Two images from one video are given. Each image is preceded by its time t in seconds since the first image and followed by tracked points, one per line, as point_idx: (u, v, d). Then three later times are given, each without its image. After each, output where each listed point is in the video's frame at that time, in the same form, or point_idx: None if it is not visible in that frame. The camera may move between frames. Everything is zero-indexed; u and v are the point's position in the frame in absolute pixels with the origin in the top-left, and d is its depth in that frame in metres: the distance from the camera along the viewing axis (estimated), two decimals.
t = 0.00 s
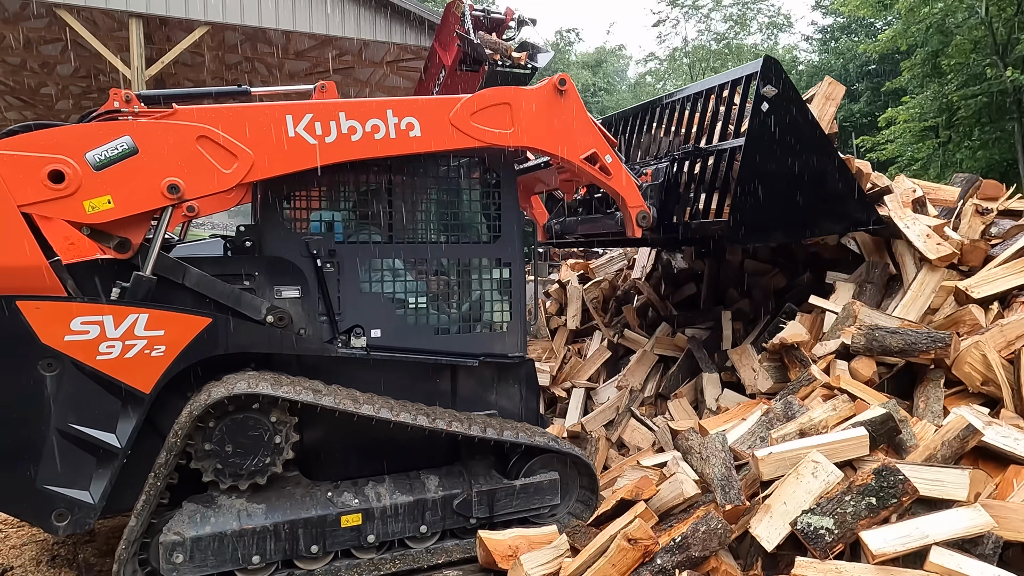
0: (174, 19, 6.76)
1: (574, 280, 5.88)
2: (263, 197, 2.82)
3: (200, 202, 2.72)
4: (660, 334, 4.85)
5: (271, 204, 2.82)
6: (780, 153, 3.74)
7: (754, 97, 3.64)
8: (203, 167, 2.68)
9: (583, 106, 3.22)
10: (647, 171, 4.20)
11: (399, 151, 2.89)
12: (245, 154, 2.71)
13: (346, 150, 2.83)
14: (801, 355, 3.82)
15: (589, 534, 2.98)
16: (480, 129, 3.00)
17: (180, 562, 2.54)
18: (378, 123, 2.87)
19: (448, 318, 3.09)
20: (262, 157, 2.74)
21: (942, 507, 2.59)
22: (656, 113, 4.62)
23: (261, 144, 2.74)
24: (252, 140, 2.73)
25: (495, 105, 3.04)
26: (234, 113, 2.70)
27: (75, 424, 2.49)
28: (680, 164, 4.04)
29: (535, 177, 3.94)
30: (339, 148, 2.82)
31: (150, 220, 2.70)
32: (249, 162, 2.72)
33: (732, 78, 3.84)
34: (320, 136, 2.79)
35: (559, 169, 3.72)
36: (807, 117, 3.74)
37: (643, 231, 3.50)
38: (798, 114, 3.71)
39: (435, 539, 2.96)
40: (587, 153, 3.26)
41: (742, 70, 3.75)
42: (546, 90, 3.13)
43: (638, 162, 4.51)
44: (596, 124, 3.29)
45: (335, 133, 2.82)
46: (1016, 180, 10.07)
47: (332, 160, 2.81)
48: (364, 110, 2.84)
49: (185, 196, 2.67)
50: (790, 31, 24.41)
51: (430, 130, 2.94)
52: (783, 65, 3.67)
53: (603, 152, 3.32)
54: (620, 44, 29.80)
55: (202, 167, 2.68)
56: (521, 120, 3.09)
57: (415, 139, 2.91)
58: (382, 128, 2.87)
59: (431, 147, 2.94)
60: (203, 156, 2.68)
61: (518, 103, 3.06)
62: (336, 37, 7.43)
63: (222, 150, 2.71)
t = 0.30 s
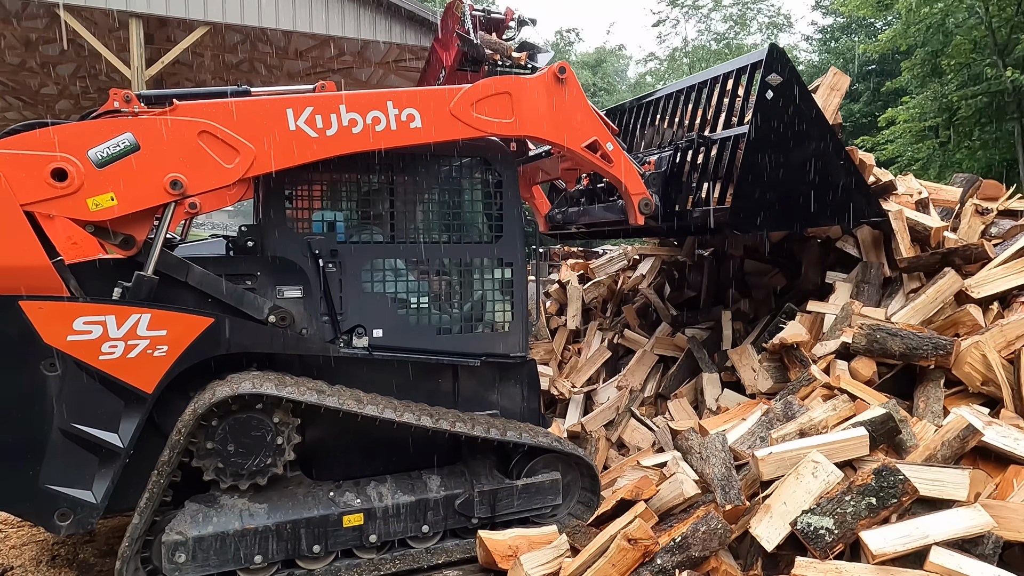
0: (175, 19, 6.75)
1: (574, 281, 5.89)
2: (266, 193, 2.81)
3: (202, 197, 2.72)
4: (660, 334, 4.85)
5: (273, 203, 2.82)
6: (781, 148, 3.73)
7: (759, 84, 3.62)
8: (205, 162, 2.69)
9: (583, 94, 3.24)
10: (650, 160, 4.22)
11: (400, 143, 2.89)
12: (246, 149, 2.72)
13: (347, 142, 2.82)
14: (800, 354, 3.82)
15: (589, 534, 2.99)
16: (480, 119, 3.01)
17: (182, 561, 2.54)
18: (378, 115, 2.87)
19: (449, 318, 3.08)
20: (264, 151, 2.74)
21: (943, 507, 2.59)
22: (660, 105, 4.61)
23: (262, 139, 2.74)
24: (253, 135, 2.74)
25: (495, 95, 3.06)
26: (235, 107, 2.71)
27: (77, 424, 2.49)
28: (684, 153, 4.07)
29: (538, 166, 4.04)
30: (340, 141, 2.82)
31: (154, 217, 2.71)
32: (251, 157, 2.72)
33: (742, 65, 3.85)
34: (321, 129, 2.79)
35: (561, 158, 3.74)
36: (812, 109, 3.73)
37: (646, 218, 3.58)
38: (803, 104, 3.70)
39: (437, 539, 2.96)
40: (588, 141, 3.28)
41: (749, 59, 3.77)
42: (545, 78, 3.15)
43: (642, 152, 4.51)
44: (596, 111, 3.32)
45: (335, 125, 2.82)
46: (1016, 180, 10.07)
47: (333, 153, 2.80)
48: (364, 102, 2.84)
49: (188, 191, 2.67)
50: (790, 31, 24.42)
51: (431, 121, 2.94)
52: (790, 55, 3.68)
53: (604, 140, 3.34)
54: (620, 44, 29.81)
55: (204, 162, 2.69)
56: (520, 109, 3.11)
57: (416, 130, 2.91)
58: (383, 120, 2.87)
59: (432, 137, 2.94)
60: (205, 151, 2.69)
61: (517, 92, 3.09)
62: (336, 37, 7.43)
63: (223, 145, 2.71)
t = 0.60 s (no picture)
0: (174, 19, 6.74)
1: (575, 281, 5.89)
2: (268, 190, 2.82)
3: (203, 194, 2.72)
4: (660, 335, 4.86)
5: (275, 203, 2.82)
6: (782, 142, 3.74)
7: (764, 74, 3.66)
8: (207, 157, 2.69)
9: (582, 83, 3.26)
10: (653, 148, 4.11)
11: (402, 135, 2.88)
12: (248, 143, 2.72)
13: (347, 135, 2.82)
14: (801, 354, 3.83)
15: (590, 535, 2.99)
16: (481, 109, 3.02)
17: (185, 561, 2.55)
18: (379, 108, 2.86)
19: (452, 318, 3.08)
20: (266, 146, 2.74)
21: (942, 506, 2.60)
22: (663, 99, 4.63)
23: (264, 133, 2.75)
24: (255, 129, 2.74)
25: (495, 86, 3.07)
26: (236, 102, 2.71)
27: (80, 424, 2.49)
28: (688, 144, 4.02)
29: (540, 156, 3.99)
30: (342, 134, 2.82)
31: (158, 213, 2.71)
32: (253, 151, 2.73)
33: (742, 57, 3.93)
34: (321, 123, 2.79)
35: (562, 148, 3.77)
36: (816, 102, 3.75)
37: (647, 206, 3.58)
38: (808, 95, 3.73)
39: (439, 538, 2.96)
40: (589, 130, 3.31)
41: (753, 51, 3.83)
42: (546, 68, 3.15)
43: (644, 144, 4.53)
44: (595, 100, 3.32)
45: (336, 119, 2.81)
46: (1017, 180, 10.06)
47: (334, 146, 2.80)
48: (365, 95, 2.84)
49: (192, 187, 2.68)
50: (790, 31, 24.40)
51: (432, 113, 2.94)
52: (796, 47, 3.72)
53: (605, 129, 3.36)
54: (620, 44, 29.81)
55: (207, 157, 2.69)
56: (521, 100, 3.12)
57: (417, 122, 2.91)
58: (384, 112, 2.86)
59: (433, 129, 2.94)
60: (207, 146, 2.69)
61: (517, 82, 3.09)
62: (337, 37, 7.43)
63: (225, 140, 2.71)
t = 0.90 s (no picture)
0: (174, 19, 6.73)
1: (575, 281, 5.89)
2: (271, 186, 2.82)
3: (207, 191, 2.74)
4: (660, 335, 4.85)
5: (279, 202, 2.82)
6: (783, 139, 3.73)
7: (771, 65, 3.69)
8: (212, 154, 2.70)
9: (584, 72, 3.30)
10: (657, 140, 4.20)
11: (406, 127, 2.91)
12: (253, 139, 2.73)
13: (351, 128, 2.83)
14: (800, 354, 3.84)
15: (590, 535, 2.97)
16: (483, 101, 3.08)
17: (190, 561, 2.55)
18: (382, 101, 2.89)
19: (455, 317, 3.07)
20: (271, 141, 2.75)
21: (942, 506, 2.60)
22: (668, 93, 4.63)
23: (268, 128, 2.76)
24: (259, 125, 2.75)
25: (497, 78, 3.13)
26: (240, 97, 2.73)
27: (86, 423, 2.49)
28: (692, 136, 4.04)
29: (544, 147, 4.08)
30: (346, 127, 2.83)
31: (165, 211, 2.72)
32: (257, 147, 2.74)
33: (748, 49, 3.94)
34: (325, 117, 2.81)
35: (564, 137, 3.90)
36: (818, 99, 3.75)
37: (652, 195, 3.64)
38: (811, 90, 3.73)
39: (443, 537, 2.97)
40: (591, 120, 3.36)
41: (760, 43, 3.86)
42: (547, 58, 3.22)
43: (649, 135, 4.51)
44: (596, 89, 3.36)
45: (340, 112, 2.83)
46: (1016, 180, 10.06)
47: (338, 139, 2.81)
48: (368, 88, 2.88)
49: (197, 184, 2.69)
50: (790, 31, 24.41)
51: (434, 105, 2.98)
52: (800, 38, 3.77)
53: (608, 119, 3.41)
54: (620, 44, 29.82)
55: (211, 154, 2.71)
56: (523, 91, 3.18)
57: (420, 114, 2.94)
58: (387, 105, 2.89)
59: (437, 122, 2.98)
60: (211, 143, 2.71)
61: (519, 73, 3.16)
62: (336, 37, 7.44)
63: (229, 136, 2.72)
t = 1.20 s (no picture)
0: (174, 19, 6.72)
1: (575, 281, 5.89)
2: (277, 184, 2.82)
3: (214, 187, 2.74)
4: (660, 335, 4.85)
5: (285, 202, 2.82)
6: (784, 137, 3.73)
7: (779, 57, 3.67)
8: (218, 151, 2.71)
9: (588, 64, 3.31)
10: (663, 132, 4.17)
11: (412, 120, 2.93)
12: (259, 135, 2.73)
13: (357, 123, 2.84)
14: (798, 353, 3.86)
15: (590, 534, 2.85)
16: (487, 93, 3.11)
17: (198, 560, 2.56)
18: (387, 95, 2.90)
19: (460, 317, 3.08)
20: (277, 137, 2.76)
21: (943, 507, 2.60)
22: (670, 91, 4.62)
23: (274, 124, 2.76)
24: (265, 121, 2.75)
25: (500, 69, 3.14)
26: (246, 94, 2.73)
27: (94, 424, 2.49)
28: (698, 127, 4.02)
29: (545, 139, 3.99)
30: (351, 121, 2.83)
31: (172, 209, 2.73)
32: (264, 143, 2.74)
33: (758, 41, 3.93)
34: (331, 112, 2.81)
35: (568, 129, 3.81)
36: (818, 99, 3.75)
37: (656, 184, 3.60)
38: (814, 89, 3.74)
39: (451, 535, 2.98)
40: (596, 111, 3.35)
41: (768, 35, 3.85)
42: (552, 49, 3.23)
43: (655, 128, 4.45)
44: (600, 80, 3.37)
45: (345, 107, 2.83)
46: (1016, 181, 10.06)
47: (344, 134, 2.81)
48: (372, 83, 2.88)
49: (204, 181, 2.70)
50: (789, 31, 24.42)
51: (438, 99, 3.00)
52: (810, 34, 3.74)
53: (612, 109, 3.40)
54: (620, 44, 29.84)
55: (218, 151, 2.71)
56: (527, 82, 3.20)
57: (425, 107, 2.97)
58: (392, 99, 2.90)
59: (441, 115, 3.00)
60: (218, 139, 2.71)
61: (522, 65, 3.18)
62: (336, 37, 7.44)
63: (235, 132, 2.73)
